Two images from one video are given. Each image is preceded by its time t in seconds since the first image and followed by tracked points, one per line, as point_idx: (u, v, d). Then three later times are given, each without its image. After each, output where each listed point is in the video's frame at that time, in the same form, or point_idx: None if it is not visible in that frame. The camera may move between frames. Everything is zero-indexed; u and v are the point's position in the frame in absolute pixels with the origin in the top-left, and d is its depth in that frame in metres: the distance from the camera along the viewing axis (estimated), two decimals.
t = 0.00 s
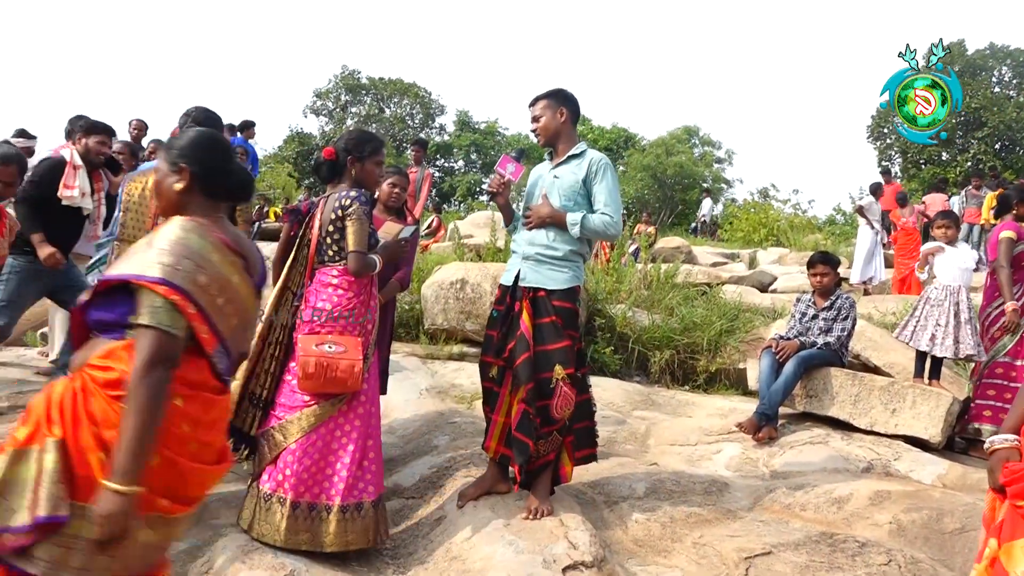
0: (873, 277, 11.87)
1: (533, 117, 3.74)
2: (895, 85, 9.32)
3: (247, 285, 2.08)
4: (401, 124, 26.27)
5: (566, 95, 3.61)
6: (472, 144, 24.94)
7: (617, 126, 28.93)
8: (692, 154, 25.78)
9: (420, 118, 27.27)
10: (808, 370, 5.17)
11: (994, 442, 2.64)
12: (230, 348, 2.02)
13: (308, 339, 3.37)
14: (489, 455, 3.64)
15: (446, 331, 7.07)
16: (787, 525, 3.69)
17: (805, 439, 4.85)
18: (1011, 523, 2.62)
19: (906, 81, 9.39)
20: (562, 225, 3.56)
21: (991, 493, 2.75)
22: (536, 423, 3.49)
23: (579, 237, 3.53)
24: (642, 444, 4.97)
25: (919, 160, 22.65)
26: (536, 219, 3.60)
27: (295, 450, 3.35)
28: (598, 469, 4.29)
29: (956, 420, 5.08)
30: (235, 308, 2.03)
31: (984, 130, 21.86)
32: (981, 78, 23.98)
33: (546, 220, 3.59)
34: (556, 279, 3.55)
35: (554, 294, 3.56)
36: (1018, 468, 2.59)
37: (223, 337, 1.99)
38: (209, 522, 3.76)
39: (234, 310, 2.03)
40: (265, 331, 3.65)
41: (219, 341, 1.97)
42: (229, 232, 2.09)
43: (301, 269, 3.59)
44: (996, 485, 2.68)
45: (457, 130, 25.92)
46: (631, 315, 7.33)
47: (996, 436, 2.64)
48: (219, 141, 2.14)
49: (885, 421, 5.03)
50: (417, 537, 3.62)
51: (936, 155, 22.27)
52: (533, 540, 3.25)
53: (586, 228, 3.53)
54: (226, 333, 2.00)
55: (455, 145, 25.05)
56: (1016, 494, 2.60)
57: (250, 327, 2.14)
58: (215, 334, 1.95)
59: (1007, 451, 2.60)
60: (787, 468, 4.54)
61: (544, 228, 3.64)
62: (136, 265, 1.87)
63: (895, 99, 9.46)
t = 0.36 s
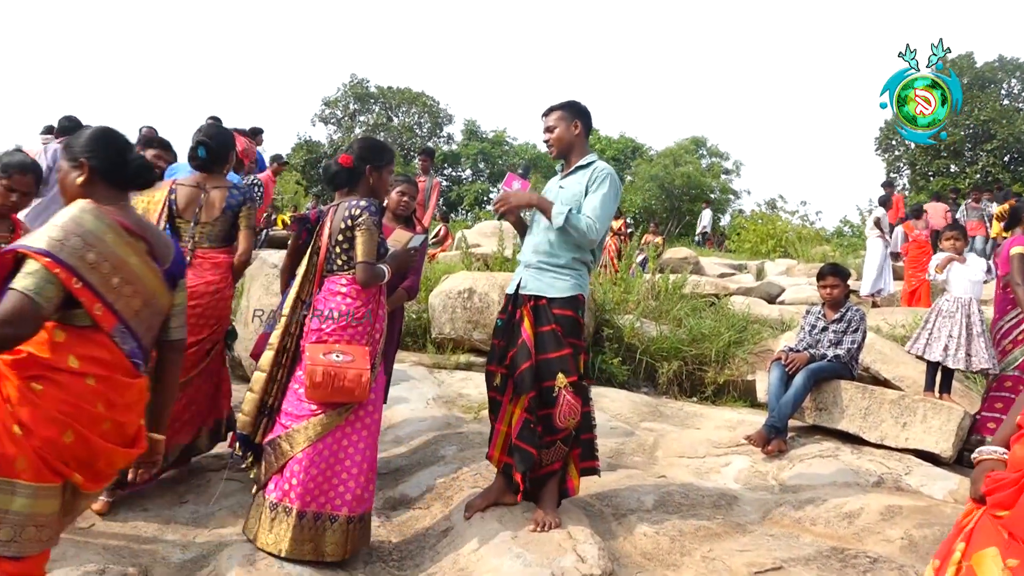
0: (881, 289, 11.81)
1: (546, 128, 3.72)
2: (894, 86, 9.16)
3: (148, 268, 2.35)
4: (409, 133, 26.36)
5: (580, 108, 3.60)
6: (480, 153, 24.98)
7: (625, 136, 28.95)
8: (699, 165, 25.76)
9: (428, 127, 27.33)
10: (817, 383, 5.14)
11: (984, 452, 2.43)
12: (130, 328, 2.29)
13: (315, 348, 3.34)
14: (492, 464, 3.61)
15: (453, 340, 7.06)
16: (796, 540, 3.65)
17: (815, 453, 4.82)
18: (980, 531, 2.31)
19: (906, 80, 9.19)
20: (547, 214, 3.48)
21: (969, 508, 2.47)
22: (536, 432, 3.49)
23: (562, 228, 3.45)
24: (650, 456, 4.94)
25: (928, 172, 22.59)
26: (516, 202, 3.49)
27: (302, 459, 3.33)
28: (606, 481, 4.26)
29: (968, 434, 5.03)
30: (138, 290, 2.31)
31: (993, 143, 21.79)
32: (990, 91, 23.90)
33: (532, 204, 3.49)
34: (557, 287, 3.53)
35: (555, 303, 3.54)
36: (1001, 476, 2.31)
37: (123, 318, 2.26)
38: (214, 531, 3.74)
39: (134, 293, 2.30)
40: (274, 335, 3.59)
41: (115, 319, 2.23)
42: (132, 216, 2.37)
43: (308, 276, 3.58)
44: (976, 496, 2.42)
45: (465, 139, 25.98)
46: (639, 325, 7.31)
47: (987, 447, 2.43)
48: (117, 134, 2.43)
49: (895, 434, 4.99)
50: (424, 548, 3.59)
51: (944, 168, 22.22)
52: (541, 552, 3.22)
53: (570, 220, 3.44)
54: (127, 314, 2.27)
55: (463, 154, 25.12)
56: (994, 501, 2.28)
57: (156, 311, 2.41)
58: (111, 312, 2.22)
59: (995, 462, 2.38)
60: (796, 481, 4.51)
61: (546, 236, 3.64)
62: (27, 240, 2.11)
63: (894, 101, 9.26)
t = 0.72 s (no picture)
0: (898, 289, 11.71)
1: (558, 131, 3.69)
2: (894, 86, 9.02)
3: (90, 256, 2.75)
4: (419, 138, 26.40)
5: (592, 110, 3.58)
6: (491, 157, 24.98)
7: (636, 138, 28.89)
8: (711, 166, 25.67)
9: (439, 132, 27.36)
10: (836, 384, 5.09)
11: (948, 477, 2.03)
12: (77, 313, 2.69)
13: (331, 355, 3.31)
14: (505, 468, 3.57)
15: (467, 344, 7.03)
16: (818, 543, 3.61)
17: (834, 454, 4.76)
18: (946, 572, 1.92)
19: (906, 79, 9.07)
20: (575, 223, 3.48)
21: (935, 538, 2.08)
22: (540, 434, 3.47)
23: (589, 241, 3.45)
24: (667, 459, 4.89)
25: (942, 170, 22.44)
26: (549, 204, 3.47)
27: (318, 465, 3.31)
28: (623, 484, 4.23)
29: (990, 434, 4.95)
30: (84, 279, 2.71)
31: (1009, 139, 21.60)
32: (1005, 87, 23.64)
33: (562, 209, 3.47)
34: (567, 288, 3.50)
35: (565, 303, 3.51)
36: (962, 503, 1.95)
37: (72, 305, 2.66)
38: (231, 537, 3.74)
39: (83, 282, 2.70)
40: (291, 339, 3.61)
41: (66, 306, 2.62)
42: (77, 214, 2.79)
43: (322, 281, 3.57)
44: (939, 525, 2.02)
45: (476, 143, 26.00)
46: (654, 327, 7.27)
47: (953, 472, 2.03)
48: (59, 137, 2.89)
49: (915, 435, 4.92)
50: (441, 553, 3.57)
51: (959, 165, 22.05)
52: (559, 557, 3.19)
53: (597, 233, 3.45)
54: (76, 301, 2.68)
55: (474, 159, 25.15)
56: (957, 531, 1.92)
57: (101, 298, 2.83)
58: (63, 300, 2.62)
59: (959, 490, 1.99)
60: (814, 483, 4.45)
61: (558, 239, 3.62)
62: None
63: (894, 100, 9.14)
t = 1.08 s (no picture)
0: (914, 293, 11.61)
1: (568, 133, 3.66)
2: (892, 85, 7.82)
3: (42, 252, 3.06)
4: (432, 140, 26.46)
5: (604, 113, 3.55)
6: (503, 160, 25.01)
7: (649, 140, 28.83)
8: (725, 169, 25.58)
9: (452, 134, 27.40)
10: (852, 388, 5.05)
11: (877, 491, 2.41)
12: (31, 307, 3.01)
13: (349, 359, 3.28)
14: (519, 470, 3.56)
15: (479, 346, 7.03)
16: (834, 549, 3.57)
17: (850, 459, 4.72)
18: None
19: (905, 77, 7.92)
20: (606, 240, 3.49)
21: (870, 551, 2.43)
22: (558, 438, 3.45)
23: (621, 255, 3.44)
24: (681, 463, 4.87)
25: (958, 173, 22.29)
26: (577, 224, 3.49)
27: (332, 467, 3.31)
28: (637, 488, 4.20)
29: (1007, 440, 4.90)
30: (35, 273, 3.02)
31: None
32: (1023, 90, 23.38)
33: (590, 227, 3.48)
34: (586, 292, 3.49)
35: (585, 306, 3.50)
36: (889, 514, 2.30)
37: (25, 299, 2.98)
38: (244, 537, 3.74)
39: (34, 277, 3.01)
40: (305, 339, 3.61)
41: (19, 301, 2.95)
42: (25, 211, 3.08)
43: (338, 281, 3.57)
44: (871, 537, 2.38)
45: (489, 146, 26.03)
46: (667, 330, 7.24)
47: (880, 486, 2.41)
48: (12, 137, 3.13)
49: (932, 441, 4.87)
50: (453, 556, 3.55)
51: (975, 169, 21.89)
52: (572, 561, 3.17)
53: (630, 246, 3.44)
54: (27, 296, 2.98)
55: (487, 162, 25.18)
56: (883, 542, 2.28)
57: (53, 288, 3.11)
58: (16, 295, 2.94)
59: (887, 500, 2.35)
60: (830, 488, 4.42)
61: (578, 243, 3.60)
62: None
63: (894, 102, 7.99)
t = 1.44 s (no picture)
0: (925, 291, 11.53)
1: (580, 129, 3.65)
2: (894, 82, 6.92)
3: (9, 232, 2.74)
4: (441, 137, 26.46)
5: (618, 110, 3.54)
6: (512, 157, 25.00)
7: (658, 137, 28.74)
8: (734, 166, 25.48)
9: (461, 131, 27.38)
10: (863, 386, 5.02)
11: (865, 489, 2.41)
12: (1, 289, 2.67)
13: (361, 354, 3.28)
14: (531, 467, 3.55)
15: (489, 343, 7.02)
16: (846, 547, 3.55)
17: (861, 457, 4.70)
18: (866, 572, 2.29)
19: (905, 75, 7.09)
20: (621, 238, 3.48)
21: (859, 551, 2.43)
22: (580, 435, 3.43)
23: (637, 253, 3.46)
24: (691, 460, 4.85)
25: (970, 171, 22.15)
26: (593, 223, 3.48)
27: (342, 462, 3.31)
28: (647, 485, 4.19)
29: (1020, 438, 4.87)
30: (8, 256, 2.72)
31: None
32: None
33: (606, 227, 3.47)
34: (601, 289, 3.48)
35: (600, 303, 3.49)
36: (881, 510, 2.30)
37: None
38: (254, 532, 3.74)
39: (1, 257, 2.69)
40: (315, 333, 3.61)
41: None
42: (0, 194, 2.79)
43: (349, 275, 3.56)
44: (861, 536, 2.37)
45: (497, 143, 26.01)
46: (677, 327, 7.22)
47: (869, 484, 2.41)
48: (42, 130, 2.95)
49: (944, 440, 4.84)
50: (463, 552, 3.55)
51: (987, 166, 21.74)
52: (583, 557, 3.17)
53: (646, 245, 3.46)
54: None
55: (495, 158, 25.16)
56: (873, 539, 2.28)
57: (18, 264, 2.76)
58: None
59: (876, 498, 2.35)
60: (841, 486, 4.40)
61: (591, 239, 3.57)
62: None
63: (894, 101, 7.12)
